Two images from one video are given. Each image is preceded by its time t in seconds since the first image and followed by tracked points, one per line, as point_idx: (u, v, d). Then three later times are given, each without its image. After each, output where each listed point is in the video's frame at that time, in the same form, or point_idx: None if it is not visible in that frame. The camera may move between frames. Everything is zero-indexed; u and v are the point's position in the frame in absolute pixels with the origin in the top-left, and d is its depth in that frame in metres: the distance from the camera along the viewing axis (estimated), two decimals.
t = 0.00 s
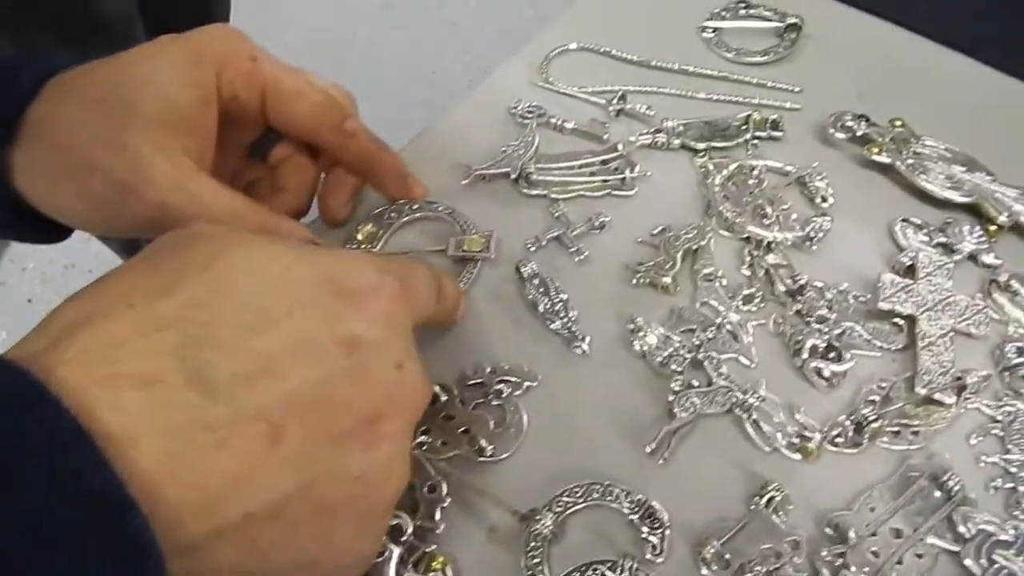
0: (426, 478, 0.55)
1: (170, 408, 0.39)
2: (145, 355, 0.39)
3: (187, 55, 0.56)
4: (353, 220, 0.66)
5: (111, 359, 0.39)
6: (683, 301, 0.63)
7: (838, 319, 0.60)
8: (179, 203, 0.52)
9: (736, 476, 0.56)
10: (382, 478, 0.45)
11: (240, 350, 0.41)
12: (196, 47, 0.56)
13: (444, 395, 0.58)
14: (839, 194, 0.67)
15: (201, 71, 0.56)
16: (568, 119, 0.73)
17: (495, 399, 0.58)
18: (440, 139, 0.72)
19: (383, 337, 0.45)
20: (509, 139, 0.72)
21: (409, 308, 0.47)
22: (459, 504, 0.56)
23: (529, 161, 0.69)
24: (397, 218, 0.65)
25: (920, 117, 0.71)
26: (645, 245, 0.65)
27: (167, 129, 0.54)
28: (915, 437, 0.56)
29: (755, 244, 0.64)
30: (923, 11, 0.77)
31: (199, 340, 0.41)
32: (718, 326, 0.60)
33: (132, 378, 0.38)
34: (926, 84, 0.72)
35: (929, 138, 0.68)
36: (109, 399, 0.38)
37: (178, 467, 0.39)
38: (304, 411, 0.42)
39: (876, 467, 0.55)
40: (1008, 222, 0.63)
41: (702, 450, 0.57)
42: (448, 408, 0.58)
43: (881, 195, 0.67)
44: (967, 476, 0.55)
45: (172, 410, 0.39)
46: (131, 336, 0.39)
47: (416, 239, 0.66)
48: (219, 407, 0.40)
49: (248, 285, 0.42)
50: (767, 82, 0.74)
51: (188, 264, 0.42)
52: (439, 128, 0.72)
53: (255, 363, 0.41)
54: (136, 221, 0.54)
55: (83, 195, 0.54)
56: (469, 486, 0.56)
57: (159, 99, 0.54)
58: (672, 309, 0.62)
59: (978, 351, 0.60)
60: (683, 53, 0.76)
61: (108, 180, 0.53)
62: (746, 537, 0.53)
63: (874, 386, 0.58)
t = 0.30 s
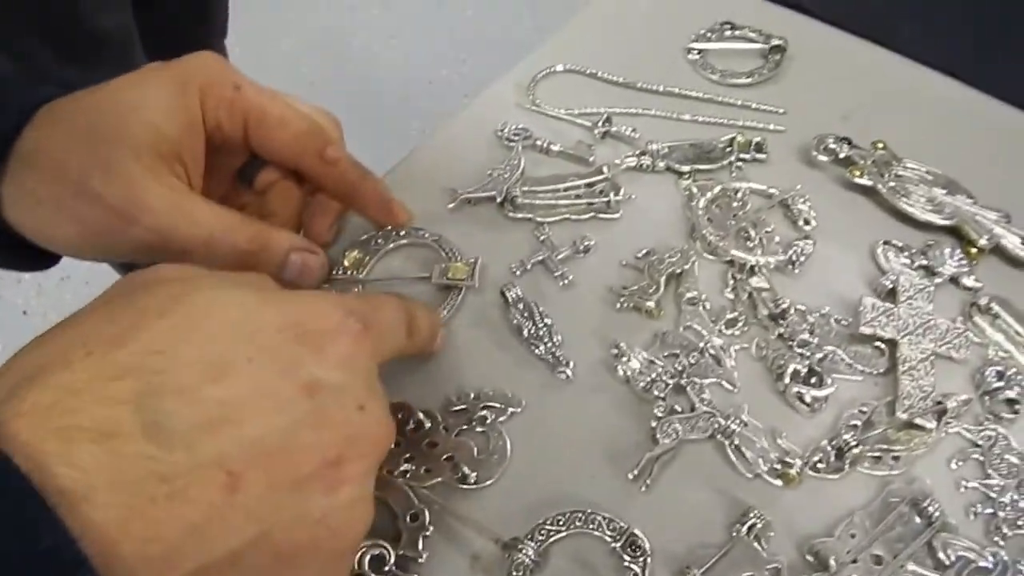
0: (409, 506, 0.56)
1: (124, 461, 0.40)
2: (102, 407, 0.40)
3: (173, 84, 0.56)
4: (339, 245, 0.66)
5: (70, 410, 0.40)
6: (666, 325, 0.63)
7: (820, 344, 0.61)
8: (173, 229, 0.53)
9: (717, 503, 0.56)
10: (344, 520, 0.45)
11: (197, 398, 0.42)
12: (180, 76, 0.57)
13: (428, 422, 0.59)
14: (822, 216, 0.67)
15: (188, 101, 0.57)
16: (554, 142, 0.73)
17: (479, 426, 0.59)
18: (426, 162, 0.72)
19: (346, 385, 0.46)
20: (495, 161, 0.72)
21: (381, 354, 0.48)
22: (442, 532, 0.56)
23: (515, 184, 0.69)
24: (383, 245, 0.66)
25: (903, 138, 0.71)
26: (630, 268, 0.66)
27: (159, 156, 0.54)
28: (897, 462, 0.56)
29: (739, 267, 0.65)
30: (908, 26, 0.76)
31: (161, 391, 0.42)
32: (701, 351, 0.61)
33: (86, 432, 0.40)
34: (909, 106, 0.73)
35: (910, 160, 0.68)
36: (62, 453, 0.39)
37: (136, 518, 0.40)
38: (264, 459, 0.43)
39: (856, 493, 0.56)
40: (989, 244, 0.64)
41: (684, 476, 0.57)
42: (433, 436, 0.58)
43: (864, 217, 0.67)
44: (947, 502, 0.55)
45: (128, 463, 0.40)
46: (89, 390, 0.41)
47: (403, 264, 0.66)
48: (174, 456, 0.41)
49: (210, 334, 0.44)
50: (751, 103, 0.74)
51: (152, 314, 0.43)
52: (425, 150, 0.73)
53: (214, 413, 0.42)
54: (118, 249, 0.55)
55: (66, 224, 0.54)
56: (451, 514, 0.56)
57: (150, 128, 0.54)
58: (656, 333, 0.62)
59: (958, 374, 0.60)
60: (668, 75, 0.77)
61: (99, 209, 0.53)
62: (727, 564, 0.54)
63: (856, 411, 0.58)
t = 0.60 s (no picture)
0: (394, 523, 0.56)
1: (90, 478, 0.41)
2: (69, 426, 0.41)
3: (157, 105, 0.57)
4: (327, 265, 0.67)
5: (37, 428, 0.40)
6: (653, 343, 0.63)
7: (806, 359, 0.61)
8: (160, 247, 0.54)
9: (701, 517, 0.56)
10: (317, 535, 0.47)
11: (161, 414, 0.42)
12: (165, 97, 0.58)
13: (414, 439, 0.59)
14: (810, 232, 0.68)
15: (173, 119, 0.58)
16: (542, 160, 0.74)
17: (464, 443, 0.59)
18: (416, 182, 0.73)
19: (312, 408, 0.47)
20: (483, 180, 0.73)
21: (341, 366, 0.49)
22: (426, 548, 0.56)
23: (502, 203, 0.70)
24: (370, 264, 0.67)
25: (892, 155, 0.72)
26: (617, 285, 0.66)
27: (145, 177, 0.55)
28: (880, 476, 0.56)
29: (726, 284, 0.65)
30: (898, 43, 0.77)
31: (120, 405, 0.42)
32: (687, 367, 0.61)
33: (53, 450, 0.40)
34: (898, 123, 0.73)
35: (899, 176, 0.69)
36: (25, 473, 0.39)
37: (100, 535, 0.41)
38: (232, 475, 0.44)
39: (840, 507, 0.56)
40: (976, 260, 0.64)
41: (668, 491, 0.57)
42: (418, 453, 0.59)
43: (851, 233, 0.67)
44: (931, 516, 0.55)
45: (94, 482, 0.41)
46: (56, 407, 0.41)
47: (389, 283, 0.67)
48: (140, 473, 0.42)
49: (178, 354, 0.44)
50: (742, 120, 0.75)
51: (118, 330, 0.43)
52: (416, 170, 0.74)
53: (181, 430, 0.43)
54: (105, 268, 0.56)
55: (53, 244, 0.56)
56: (434, 531, 0.56)
57: (136, 147, 0.55)
58: (641, 350, 0.63)
59: (945, 390, 0.60)
60: (658, 93, 0.78)
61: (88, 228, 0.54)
62: None
63: (840, 426, 0.58)
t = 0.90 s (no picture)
0: (378, 514, 0.57)
1: None
2: None
3: (80, 110, 0.55)
4: (311, 266, 0.69)
5: None
6: (631, 338, 0.64)
7: (781, 351, 0.62)
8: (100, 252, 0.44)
9: (678, 505, 0.57)
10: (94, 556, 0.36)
11: None
12: (90, 103, 0.55)
13: (396, 434, 0.60)
14: (786, 227, 0.69)
15: (100, 126, 0.55)
16: (523, 160, 0.75)
17: (446, 436, 0.60)
18: (400, 182, 0.74)
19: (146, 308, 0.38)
20: (464, 179, 0.74)
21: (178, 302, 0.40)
22: (410, 539, 0.57)
23: (482, 202, 0.71)
24: (352, 263, 0.68)
25: (867, 150, 0.73)
26: (596, 281, 0.67)
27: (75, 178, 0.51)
28: (853, 463, 0.57)
29: (704, 279, 0.66)
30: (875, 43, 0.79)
31: None
32: (664, 360, 0.62)
33: None
34: (871, 119, 0.75)
35: (875, 171, 0.70)
36: None
37: None
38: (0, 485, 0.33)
39: (815, 494, 0.57)
40: (951, 252, 0.65)
41: (647, 480, 0.58)
42: (400, 446, 0.60)
43: (827, 227, 0.69)
44: (902, 500, 0.56)
45: None
46: None
47: (371, 282, 0.68)
48: None
49: None
50: (721, 117, 0.76)
51: None
52: (398, 170, 0.75)
53: None
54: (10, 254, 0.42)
55: None
56: (417, 521, 0.57)
57: (74, 154, 0.52)
58: (619, 345, 0.64)
59: (918, 379, 0.61)
60: (638, 92, 0.79)
61: None
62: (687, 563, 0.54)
63: (815, 415, 0.59)
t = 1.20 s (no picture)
0: (377, 501, 0.56)
1: None
2: None
3: None
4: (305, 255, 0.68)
5: None
6: (629, 328, 0.64)
7: (782, 343, 0.61)
8: None
9: (678, 495, 0.56)
10: None
11: None
12: None
13: (395, 422, 0.59)
14: (785, 219, 0.68)
15: None
16: (517, 149, 0.74)
17: (444, 425, 0.59)
18: (394, 171, 0.73)
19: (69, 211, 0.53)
20: (458, 170, 0.73)
21: None
22: (409, 526, 0.56)
23: (477, 191, 0.70)
24: (349, 251, 0.67)
25: (866, 143, 0.73)
26: (592, 271, 0.66)
27: None
28: (855, 456, 0.57)
29: (701, 270, 0.66)
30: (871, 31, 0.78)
31: None
32: (662, 350, 0.62)
33: None
34: (869, 112, 0.74)
35: (875, 163, 0.70)
36: None
37: None
38: None
39: (817, 486, 0.56)
40: (953, 244, 0.65)
41: (648, 469, 0.57)
42: (398, 433, 0.59)
43: (826, 219, 0.68)
44: (904, 493, 0.56)
45: None
46: None
47: (368, 270, 0.68)
48: None
49: None
50: (717, 108, 0.76)
51: None
52: (391, 158, 0.73)
53: None
54: None
55: None
56: (415, 508, 0.57)
57: None
58: (618, 335, 0.63)
59: (920, 372, 0.60)
60: (634, 81, 0.78)
61: None
62: (688, 553, 0.54)
63: (816, 407, 0.59)
